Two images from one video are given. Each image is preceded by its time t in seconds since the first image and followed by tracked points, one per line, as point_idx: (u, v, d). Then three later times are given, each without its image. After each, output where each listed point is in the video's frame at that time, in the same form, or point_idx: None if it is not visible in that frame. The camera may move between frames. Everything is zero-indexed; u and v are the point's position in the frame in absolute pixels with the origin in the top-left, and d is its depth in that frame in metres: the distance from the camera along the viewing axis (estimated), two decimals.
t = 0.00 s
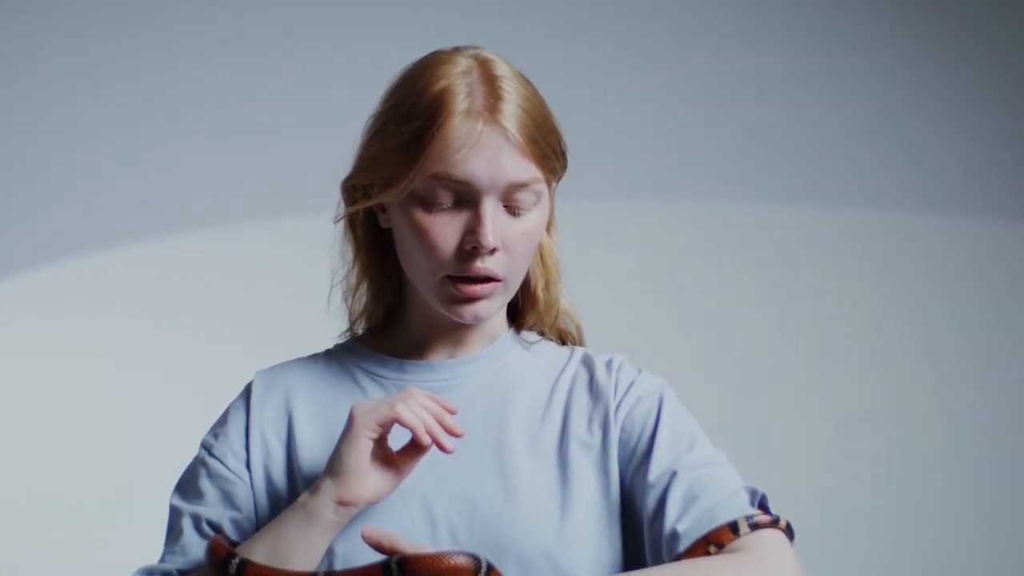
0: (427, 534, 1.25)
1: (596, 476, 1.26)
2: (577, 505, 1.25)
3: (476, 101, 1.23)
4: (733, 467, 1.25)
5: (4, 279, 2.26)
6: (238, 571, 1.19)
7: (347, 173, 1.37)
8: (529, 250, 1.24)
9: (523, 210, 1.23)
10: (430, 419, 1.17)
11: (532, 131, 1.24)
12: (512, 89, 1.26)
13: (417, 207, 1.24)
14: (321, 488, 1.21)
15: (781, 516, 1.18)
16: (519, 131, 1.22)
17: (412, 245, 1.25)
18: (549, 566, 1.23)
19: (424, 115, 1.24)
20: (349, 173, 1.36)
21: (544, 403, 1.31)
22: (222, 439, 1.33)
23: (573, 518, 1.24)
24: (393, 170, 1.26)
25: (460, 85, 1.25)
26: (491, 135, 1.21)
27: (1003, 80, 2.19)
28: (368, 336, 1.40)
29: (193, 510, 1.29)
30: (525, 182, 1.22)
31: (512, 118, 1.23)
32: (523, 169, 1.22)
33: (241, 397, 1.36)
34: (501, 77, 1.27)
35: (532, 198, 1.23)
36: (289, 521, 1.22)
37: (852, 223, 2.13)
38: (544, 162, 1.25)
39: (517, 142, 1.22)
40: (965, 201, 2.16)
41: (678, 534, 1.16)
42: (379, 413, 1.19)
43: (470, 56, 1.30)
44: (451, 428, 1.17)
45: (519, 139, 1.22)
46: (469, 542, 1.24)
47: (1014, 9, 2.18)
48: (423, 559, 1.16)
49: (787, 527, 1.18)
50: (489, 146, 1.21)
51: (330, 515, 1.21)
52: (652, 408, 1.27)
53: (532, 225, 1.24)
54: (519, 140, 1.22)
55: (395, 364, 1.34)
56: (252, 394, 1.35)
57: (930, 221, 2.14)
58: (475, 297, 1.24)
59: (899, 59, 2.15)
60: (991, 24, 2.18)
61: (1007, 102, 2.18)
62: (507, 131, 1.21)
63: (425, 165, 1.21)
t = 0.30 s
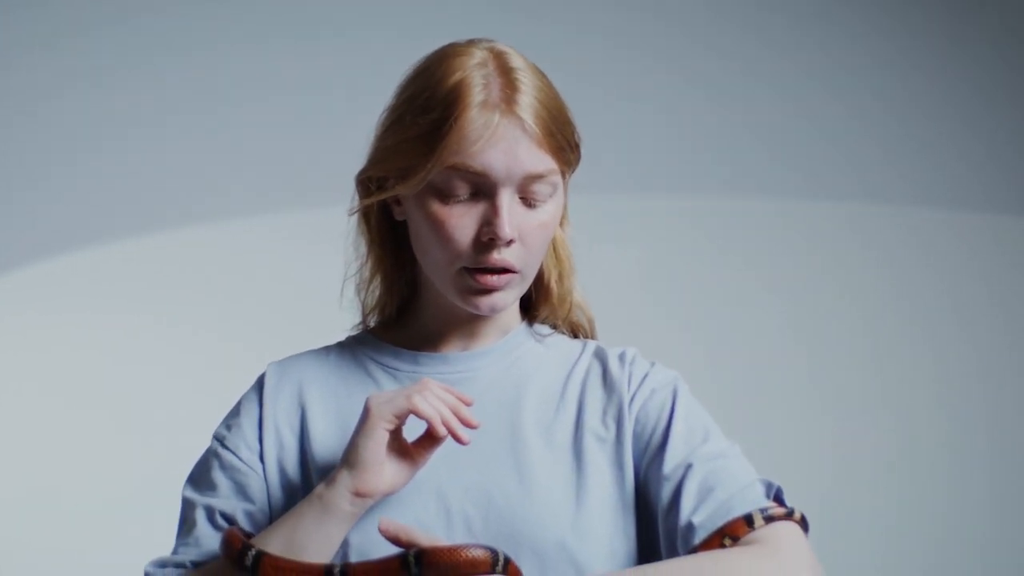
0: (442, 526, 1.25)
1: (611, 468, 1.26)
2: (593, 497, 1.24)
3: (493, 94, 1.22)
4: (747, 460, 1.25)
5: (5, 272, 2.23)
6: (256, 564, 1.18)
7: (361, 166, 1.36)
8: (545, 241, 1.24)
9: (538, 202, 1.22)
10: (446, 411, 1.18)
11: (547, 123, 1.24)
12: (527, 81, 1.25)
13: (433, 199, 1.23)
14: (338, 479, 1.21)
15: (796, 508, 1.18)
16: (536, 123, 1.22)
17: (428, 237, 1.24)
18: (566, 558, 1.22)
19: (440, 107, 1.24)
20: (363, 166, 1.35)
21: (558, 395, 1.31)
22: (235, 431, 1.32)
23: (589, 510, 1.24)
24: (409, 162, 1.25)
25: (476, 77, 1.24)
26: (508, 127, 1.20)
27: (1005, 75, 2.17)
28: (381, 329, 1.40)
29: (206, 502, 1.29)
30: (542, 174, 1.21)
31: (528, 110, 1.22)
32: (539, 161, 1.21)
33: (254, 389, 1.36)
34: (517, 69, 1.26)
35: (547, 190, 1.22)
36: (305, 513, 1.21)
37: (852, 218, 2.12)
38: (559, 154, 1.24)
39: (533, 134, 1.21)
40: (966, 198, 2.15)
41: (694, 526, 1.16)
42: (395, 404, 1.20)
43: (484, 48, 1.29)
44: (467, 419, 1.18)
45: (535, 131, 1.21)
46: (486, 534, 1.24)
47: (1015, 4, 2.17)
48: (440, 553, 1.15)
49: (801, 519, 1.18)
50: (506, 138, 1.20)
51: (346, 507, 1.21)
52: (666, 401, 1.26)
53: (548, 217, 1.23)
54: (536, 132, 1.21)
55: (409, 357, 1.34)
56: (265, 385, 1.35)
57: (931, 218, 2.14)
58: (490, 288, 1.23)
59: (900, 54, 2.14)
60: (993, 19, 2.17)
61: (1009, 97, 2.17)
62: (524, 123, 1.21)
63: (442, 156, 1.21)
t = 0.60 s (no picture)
0: (463, 527, 1.24)
1: (631, 470, 1.25)
2: (614, 499, 1.24)
3: (518, 94, 1.22)
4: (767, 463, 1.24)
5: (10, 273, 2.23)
6: (278, 567, 1.18)
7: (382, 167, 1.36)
8: (569, 242, 1.23)
9: (563, 203, 1.22)
10: (468, 411, 1.18)
11: (572, 124, 1.23)
12: (551, 82, 1.25)
13: (458, 199, 1.22)
14: (360, 481, 1.21)
15: (818, 511, 1.17)
16: (561, 124, 1.22)
17: (452, 238, 1.24)
18: (587, 559, 1.22)
19: (465, 108, 1.23)
20: (386, 167, 1.34)
21: (578, 397, 1.31)
22: (257, 434, 1.32)
23: (610, 512, 1.23)
24: (434, 163, 1.24)
25: (501, 77, 1.24)
26: (534, 128, 1.20)
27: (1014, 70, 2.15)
28: (401, 330, 1.39)
29: (228, 505, 1.29)
30: (567, 175, 1.21)
31: (554, 110, 1.22)
32: (564, 161, 1.21)
33: (275, 392, 1.35)
34: (540, 69, 1.26)
35: (572, 190, 1.22)
36: (328, 516, 1.21)
37: (857, 216, 2.11)
38: (584, 155, 1.24)
39: (558, 134, 1.21)
40: (974, 196, 2.13)
41: (716, 529, 1.15)
42: (417, 405, 1.20)
43: (508, 49, 1.29)
44: (489, 419, 1.18)
45: (561, 132, 1.21)
46: (507, 535, 1.24)
47: None
48: (464, 554, 1.16)
49: (822, 523, 1.18)
50: (532, 139, 1.20)
51: (369, 509, 1.20)
52: (686, 404, 1.26)
53: (572, 217, 1.23)
54: (561, 133, 1.21)
55: (430, 358, 1.33)
56: (286, 388, 1.35)
57: (938, 216, 2.12)
58: (515, 289, 1.23)
59: (906, 51, 2.13)
60: (1001, 15, 2.15)
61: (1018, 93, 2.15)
62: (550, 124, 1.21)
63: (467, 157, 1.20)
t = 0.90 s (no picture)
0: (481, 535, 1.24)
1: (648, 479, 1.25)
2: (631, 508, 1.24)
3: (540, 102, 1.22)
4: (785, 476, 1.23)
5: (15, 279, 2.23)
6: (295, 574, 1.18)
7: (402, 173, 1.36)
8: (590, 250, 1.23)
9: (584, 211, 1.22)
10: (486, 419, 1.18)
11: (593, 132, 1.23)
12: (573, 90, 1.25)
13: (479, 207, 1.22)
14: (378, 489, 1.21)
15: (836, 524, 1.17)
16: (583, 132, 1.21)
17: (473, 245, 1.24)
18: (603, 568, 1.22)
19: (487, 115, 1.23)
20: (406, 173, 1.34)
21: (597, 406, 1.30)
22: (274, 443, 1.31)
23: (627, 522, 1.23)
24: (456, 171, 1.24)
25: (523, 85, 1.23)
26: (556, 136, 1.20)
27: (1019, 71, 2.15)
28: (419, 338, 1.39)
29: (245, 514, 1.28)
30: (588, 183, 1.20)
31: (575, 119, 1.22)
32: (585, 169, 1.21)
33: (291, 401, 1.35)
34: (562, 77, 1.26)
35: (593, 199, 1.22)
36: (346, 525, 1.21)
37: (862, 218, 2.10)
38: (604, 163, 1.24)
39: (580, 142, 1.21)
40: (977, 197, 2.13)
41: (733, 539, 1.15)
42: (435, 414, 1.20)
43: (529, 57, 1.29)
44: (507, 428, 1.18)
45: (582, 140, 1.21)
46: (524, 544, 1.23)
47: None
48: (480, 560, 1.16)
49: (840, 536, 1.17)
50: (554, 147, 1.19)
51: (387, 518, 1.20)
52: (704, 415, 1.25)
53: (593, 225, 1.22)
54: (583, 142, 1.21)
55: (448, 366, 1.33)
56: (303, 397, 1.34)
57: (940, 216, 2.12)
58: (535, 296, 1.22)
59: (912, 53, 2.12)
60: (1004, 16, 2.15)
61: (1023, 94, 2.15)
62: (572, 132, 1.20)
63: (489, 165, 1.20)
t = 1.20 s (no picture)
0: (495, 549, 1.23)
1: (661, 491, 1.24)
2: (645, 522, 1.23)
3: (556, 111, 1.21)
4: (801, 487, 1.21)
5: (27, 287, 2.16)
6: None
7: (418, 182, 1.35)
8: (605, 259, 1.22)
9: (600, 219, 1.21)
10: (499, 429, 1.17)
11: (609, 139, 1.22)
12: (589, 98, 1.24)
13: (495, 215, 1.21)
14: (392, 500, 1.20)
15: (850, 536, 1.14)
16: (599, 140, 1.21)
17: (488, 253, 1.23)
18: None
19: (503, 124, 1.23)
20: (422, 182, 1.34)
21: (611, 416, 1.29)
22: (287, 454, 1.31)
23: (641, 535, 1.22)
24: (472, 180, 1.24)
25: (539, 94, 1.23)
26: (572, 145, 1.19)
27: None
28: (434, 347, 1.39)
29: (258, 525, 1.28)
30: (604, 191, 1.19)
31: (592, 127, 1.21)
32: (600, 178, 1.19)
33: (306, 411, 1.34)
34: (578, 85, 1.25)
35: (609, 207, 1.21)
36: (359, 538, 1.20)
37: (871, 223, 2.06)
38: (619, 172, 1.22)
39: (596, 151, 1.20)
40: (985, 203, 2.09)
41: (747, 553, 1.13)
42: (448, 424, 1.19)
43: (545, 65, 1.28)
44: (520, 438, 1.17)
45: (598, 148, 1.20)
46: (538, 557, 1.22)
47: None
48: None
49: (854, 547, 1.14)
50: (570, 155, 1.19)
51: (400, 530, 1.19)
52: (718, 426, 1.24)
53: (609, 233, 1.21)
54: (599, 150, 1.20)
55: (461, 377, 1.32)
56: (316, 408, 1.33)
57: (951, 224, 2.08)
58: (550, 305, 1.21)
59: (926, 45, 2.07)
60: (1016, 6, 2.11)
61: None
62: (588, 141, 1.19)
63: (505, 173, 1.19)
